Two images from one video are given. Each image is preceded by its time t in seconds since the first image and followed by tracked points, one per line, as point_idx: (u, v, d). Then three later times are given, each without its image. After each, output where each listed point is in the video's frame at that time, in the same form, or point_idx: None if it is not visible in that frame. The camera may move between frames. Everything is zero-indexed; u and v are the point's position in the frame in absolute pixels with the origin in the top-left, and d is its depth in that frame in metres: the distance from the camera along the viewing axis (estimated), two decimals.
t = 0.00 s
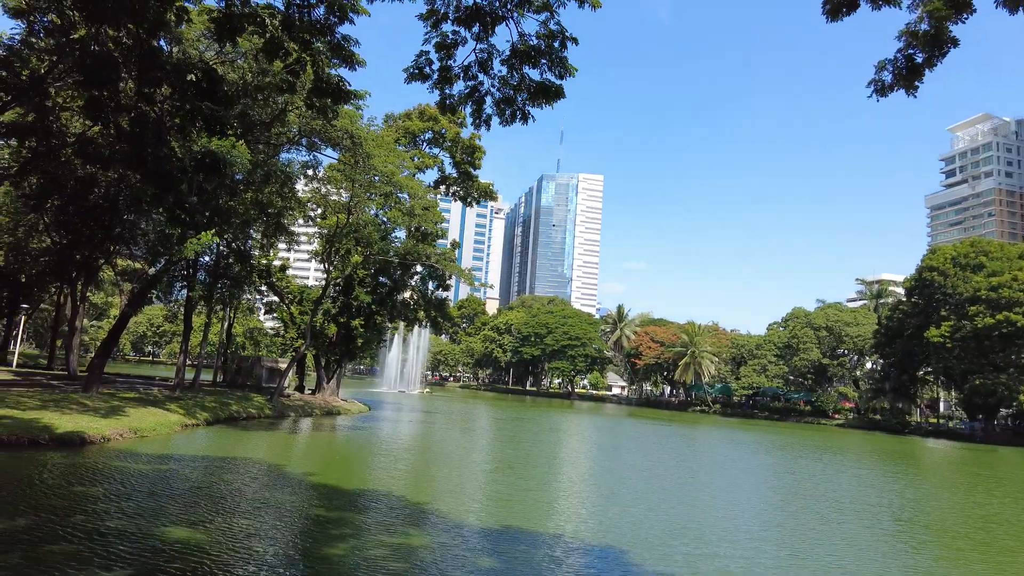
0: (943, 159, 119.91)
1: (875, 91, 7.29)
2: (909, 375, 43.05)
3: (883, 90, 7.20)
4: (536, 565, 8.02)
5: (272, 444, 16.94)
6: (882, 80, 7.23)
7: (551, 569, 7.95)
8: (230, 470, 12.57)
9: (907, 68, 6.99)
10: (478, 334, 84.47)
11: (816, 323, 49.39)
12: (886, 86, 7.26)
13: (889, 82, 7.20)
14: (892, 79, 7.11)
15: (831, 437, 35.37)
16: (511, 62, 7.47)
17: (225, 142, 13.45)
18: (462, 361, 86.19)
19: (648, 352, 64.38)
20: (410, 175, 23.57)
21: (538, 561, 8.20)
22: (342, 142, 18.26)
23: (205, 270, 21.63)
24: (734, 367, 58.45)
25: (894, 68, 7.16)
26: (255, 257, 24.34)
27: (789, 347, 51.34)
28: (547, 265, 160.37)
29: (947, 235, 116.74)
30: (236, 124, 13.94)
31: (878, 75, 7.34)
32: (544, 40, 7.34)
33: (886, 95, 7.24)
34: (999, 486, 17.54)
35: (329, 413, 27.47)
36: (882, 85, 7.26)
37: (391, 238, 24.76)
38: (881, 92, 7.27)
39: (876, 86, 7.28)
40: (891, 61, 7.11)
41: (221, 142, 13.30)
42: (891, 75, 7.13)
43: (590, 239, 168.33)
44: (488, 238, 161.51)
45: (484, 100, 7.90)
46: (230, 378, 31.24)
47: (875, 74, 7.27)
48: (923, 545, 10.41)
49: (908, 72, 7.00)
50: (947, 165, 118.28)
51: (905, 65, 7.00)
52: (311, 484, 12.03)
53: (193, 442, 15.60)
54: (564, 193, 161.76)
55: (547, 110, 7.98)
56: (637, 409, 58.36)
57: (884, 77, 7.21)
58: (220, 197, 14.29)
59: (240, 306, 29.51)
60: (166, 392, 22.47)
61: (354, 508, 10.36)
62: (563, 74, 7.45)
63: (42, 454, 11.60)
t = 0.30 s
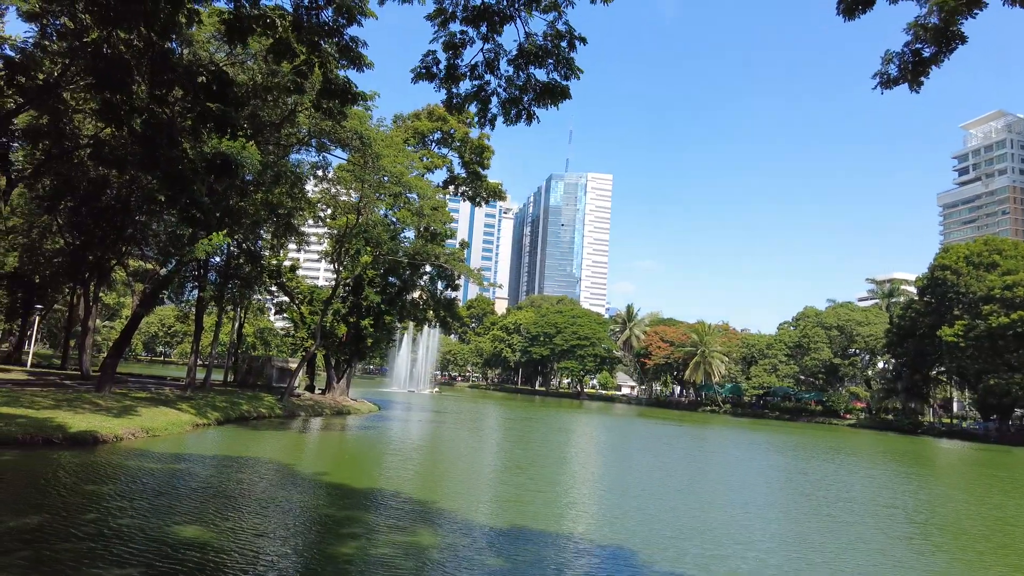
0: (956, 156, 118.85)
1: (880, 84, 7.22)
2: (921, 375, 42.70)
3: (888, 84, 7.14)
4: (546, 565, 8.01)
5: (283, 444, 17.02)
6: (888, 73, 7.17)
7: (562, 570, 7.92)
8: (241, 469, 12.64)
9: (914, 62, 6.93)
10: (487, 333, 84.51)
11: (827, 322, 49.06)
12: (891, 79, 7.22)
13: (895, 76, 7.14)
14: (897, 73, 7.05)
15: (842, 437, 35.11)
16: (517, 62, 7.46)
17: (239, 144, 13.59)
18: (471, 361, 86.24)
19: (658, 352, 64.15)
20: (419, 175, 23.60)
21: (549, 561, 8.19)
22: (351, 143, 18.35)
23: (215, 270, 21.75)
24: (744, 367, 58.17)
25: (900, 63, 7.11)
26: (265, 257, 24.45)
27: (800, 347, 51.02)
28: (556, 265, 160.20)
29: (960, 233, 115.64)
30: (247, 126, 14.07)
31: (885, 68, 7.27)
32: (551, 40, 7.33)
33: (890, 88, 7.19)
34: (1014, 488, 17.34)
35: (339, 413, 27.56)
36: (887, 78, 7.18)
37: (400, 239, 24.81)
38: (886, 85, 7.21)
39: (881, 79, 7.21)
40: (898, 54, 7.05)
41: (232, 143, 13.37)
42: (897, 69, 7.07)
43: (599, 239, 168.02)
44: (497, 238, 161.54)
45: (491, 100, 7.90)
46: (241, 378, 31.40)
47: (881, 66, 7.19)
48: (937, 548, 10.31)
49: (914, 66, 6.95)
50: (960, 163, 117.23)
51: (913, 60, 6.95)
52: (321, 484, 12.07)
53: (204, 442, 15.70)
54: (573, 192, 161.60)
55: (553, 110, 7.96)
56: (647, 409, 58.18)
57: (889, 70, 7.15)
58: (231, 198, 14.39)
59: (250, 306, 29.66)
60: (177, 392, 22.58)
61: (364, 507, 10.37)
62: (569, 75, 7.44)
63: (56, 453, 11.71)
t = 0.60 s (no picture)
0: (968, 154, 117.96)
1: (886, 82, 7.27)
2: (932, 375, 42.38)
3: (892, 83, 7.18)
4: (556, 565, 8.00)
5: (292, 443, 17.07)
6: (893, 72, 7.21)
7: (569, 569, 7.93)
8: (249, 469, 12.69)
9: (919, 60, 6.93)
10: (495, 333, 84.57)
11: (837, 322, 48.77)
12: (897, 78, 7.25)
13: (900, 74, 7.17)
14: (902, 72, 7.07)
15: (852, 437, 34.90)
16: (524, 62, 7.46)
17: (246, 144, 13.60)
18: (480, 361, 86.33)
19: (667, 352, 63.98)
20: (427, 176, 23.63)
21: (556, 561, 8.19)
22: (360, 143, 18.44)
23: (225, 271, 21.87)
24: (754, 366, 57.89)
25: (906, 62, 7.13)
26: (274, 257, 24.54)
27: (809, 346, 50.78)
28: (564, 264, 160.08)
29: (972, 232, 114.68)
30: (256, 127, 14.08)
31: (891, 67, 7.31)
32: (557, 40, 7.32)
33: (895, 87, 7.22)
34: None
35: (348, 412, 27.65)
36: (893, 77, 7.23)
37: (409, 239, 24.87)
38: (891, 83, 7.25)
39: (888, 77, 7.25)
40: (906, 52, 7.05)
41: (241, 143, 13.41)
42: (903, 67, 7.08)
43: (607, 239, 167.75)
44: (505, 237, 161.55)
45: (498, 101, 7.91)
46: (251, 378, 31.56)
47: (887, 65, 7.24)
48: (948, 550, 10.23)
49: (920, 65, 6.95)
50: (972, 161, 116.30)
51: (918, 58, 6.94)
52: (330, 483, 12.11)
53: (214, 442, 15.77)
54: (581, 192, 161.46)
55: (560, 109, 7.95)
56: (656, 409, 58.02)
57: (896, 69, 7.18)
58: (241, 198, 14.46)
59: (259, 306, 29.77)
60: (188, 391, 22.69)
61: (373, 506, 10.41)
62: (577, 74, 7.43)
63: (68, 453, 11.83)
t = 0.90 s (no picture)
0: (980, 152, 116.91)
1: (899, 86, 7.46)
2: (944, 375, 42.02)
3: (905, 86, 7.37)
4: (564, 565, 8.02)
5: (301, 444, 17.14)
6: (907, 74, 7.37)
7: (577, 569, 7.94)
8: (260, 468, 12.77)
9: (931, 62, 6.99)
10: (503, 333, 84.60)
11: (847, 321, 48.46)
12: (911, 81, 7.40)
13: (913, 77, 7.31)
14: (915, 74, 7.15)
15: (862, 438, 34.67)
16: (532, 62, 7.47)
17: (257, 145, 13.65)
18: (488, 361, 86.39)
19: (676, 352, 63.77)
20: (435, 176, 23.65)
21: (565, 561, 8.21)
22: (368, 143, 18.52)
23: (235, 271, 22.00)
24: (763, 366, 57.64)
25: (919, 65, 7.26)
26: (283, 258, 24.66)
27: (819, 346, 50.51)
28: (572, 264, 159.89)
29: (985, 230, 113.64)
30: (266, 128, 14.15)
31: (905, 71, 7.47)
32: (565, 40, 7.33)
33: (910, 89, 7.37)
34: None
35: (357, 412, 27.75)
36: (907, 80, 7.38)
37: (418, 239, 24.92)
38: (905, 86, 7.42)
39: (901, 81, 7.44)
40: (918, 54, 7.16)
41: (251, 144, 13.47)
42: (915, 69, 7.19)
43: (615, 238, 167.43)
44: (513, 237, 161.56)
45: (507, 101, 7.93)
46: (260, 378, 31.73)
47: (900, 69, 7.44)
48: (961, 552, 10.16)
49: (931, 66, 6.99)
50: (984, 159, 115.24)
51: (930, 60, 6.99)
52: (341, 483, 12.18)
53: (224, 441, 15.87)
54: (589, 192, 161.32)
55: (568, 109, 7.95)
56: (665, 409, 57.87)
57: (909, 72, 7.34)
58: (250, 199, 14.54)
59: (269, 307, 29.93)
60: (198, 392, 22.82)
61: (382, 506, 10.46)
62: (584, 74, 7.43)
63: (80, 452, 11.94)
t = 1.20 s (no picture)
0: (992, 149, 115.73)
1: (915, 88, 7.46)
2: (956, 374, 41.61)
3: (921, 87, 7.39)
4: (573, 565, 8.02)
5: (311, 443, 17.21)
6: (921, 77, 7.40)
7: (586, 570, 7.94)
8: (270, 468, 12.84)
9: (948, 60, 7.01)
10: (511, 333, 84.63)
11: (857, 321, 48.12)
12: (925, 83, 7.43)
13: (928, 78, 7.35)
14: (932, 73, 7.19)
15: (873, 438, 34.42)
16: (539, 61, 7.46)
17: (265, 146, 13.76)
18: (496, 361, 86.44)
19: (684, 351, 63.56)
20: (443, 176, 23.64)
21: (574, 562, 8.21)
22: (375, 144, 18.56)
23: (245, 272, 22.12)
24: (773, 366, 57.30)
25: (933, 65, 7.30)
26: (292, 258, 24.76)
27: (829, 346, 50.21)
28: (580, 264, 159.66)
29: (997, 228, 112.56)
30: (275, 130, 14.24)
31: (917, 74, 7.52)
32: (573, 39, 7.32)
33: (926, 91, 7.40)
34: None
35: (366, 412, 27.84)
36: (921, 82, 7.40)
37: (426, 239, 24.95)
38: (920, 88, 7.43)
39: (916, 83, 7.44)
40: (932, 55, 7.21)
41: (260, 145, 13.55)
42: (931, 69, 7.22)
43: (623, 238, 167.11)
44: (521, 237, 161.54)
45: (516, 101, 7.92)
46: (270, 378, 31.89)
47: (912, 73, 7.48)
48: (974, 555, 10.06)
49: (948, 65, 7.02)
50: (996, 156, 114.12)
51: (947, 58, 7.02)
52: (350, 483, 12.22)
53: (234, 441, 15.95)
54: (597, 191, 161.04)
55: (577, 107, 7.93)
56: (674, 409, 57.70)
57: (923, 73, 7.38)
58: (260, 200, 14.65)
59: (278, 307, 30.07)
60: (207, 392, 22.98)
61: (391, 506, 10.48)
62: (592, 72, 7.42)
63: (92, 451, 12.04)
